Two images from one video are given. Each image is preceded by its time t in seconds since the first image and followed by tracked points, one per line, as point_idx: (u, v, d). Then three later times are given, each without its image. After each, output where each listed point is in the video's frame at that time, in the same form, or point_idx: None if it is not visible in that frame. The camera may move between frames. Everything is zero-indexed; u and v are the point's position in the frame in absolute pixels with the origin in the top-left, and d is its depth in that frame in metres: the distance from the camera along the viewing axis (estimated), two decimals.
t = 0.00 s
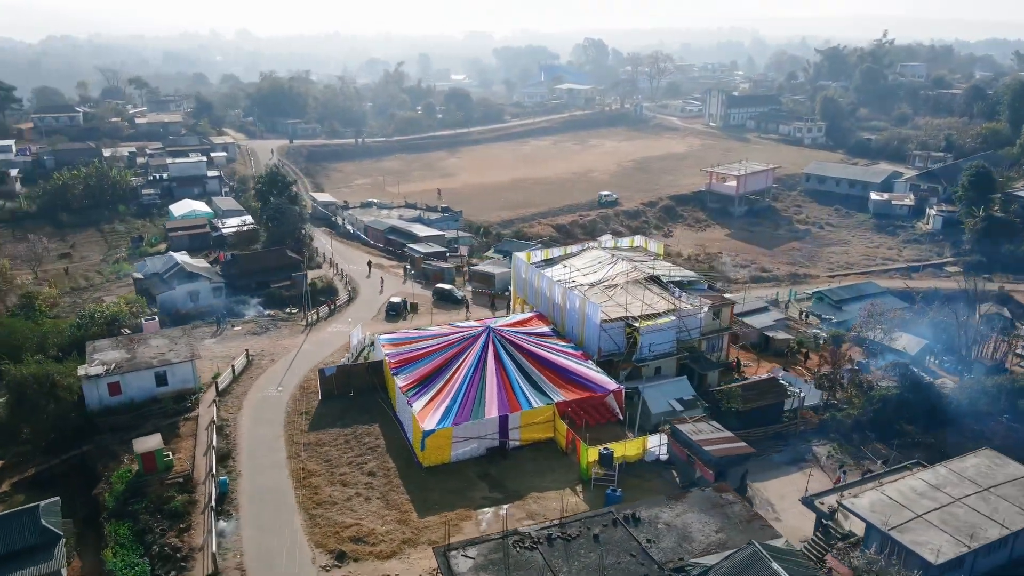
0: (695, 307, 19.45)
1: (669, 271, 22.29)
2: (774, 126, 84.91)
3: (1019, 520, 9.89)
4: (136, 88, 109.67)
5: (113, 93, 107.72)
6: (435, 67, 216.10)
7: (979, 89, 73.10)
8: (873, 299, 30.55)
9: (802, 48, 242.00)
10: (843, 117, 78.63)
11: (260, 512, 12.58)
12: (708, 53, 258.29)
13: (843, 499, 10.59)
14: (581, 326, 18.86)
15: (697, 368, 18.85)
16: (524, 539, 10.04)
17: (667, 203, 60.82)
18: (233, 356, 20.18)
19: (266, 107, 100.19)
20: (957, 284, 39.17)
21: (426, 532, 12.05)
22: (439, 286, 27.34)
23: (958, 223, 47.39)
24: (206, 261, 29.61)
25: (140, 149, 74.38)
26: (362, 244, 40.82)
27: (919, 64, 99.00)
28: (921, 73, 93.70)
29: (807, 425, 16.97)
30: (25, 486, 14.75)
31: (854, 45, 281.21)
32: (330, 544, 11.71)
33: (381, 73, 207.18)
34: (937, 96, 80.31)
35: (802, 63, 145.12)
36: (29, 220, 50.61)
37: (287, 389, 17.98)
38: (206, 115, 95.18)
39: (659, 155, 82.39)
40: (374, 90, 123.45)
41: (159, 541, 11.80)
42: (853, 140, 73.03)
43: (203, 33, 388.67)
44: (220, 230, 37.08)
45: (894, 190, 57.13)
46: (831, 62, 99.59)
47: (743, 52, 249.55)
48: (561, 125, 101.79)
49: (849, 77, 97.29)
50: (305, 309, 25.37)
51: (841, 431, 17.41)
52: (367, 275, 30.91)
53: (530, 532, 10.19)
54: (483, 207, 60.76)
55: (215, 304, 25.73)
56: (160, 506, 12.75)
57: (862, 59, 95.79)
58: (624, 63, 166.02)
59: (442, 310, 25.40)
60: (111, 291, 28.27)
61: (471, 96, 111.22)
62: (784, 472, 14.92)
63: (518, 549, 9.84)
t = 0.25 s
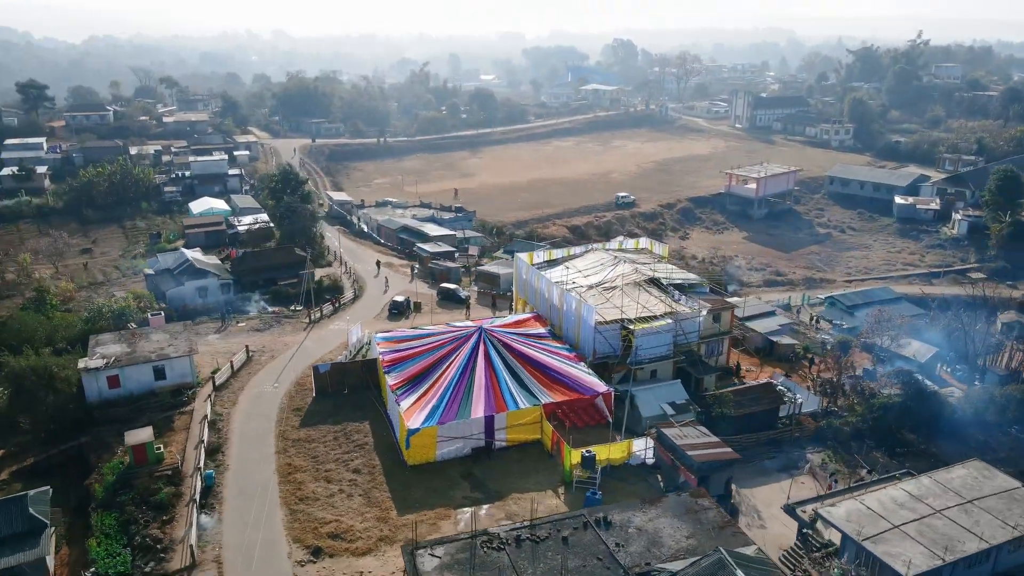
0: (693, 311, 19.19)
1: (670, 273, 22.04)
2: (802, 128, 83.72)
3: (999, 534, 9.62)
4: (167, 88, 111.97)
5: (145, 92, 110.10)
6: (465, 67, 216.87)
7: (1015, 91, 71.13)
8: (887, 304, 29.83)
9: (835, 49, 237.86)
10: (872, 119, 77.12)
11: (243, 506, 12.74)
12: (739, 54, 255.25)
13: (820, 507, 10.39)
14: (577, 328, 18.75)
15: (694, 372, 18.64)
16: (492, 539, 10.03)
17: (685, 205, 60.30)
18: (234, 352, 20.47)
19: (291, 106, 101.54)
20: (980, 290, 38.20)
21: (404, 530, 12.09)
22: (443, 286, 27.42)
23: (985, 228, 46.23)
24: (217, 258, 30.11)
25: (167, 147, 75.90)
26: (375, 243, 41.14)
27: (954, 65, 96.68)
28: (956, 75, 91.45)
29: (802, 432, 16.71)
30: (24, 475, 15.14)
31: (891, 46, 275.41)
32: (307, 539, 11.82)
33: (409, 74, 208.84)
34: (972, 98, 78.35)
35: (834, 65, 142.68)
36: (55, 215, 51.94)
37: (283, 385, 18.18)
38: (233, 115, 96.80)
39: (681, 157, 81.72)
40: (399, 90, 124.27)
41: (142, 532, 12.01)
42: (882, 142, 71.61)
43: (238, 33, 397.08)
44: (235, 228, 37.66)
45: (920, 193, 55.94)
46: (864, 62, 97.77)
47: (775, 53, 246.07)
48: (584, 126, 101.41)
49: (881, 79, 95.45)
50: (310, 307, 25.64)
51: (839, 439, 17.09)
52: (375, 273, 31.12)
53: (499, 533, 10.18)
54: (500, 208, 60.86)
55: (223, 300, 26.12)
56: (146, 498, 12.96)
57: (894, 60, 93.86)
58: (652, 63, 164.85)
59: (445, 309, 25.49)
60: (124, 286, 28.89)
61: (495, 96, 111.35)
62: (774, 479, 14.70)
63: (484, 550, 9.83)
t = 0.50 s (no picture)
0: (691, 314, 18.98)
1: (672, 275, 21.84)
2: (828, 130, 82.47)
3: (980, 547, 9.39)
4: (194, 87, 113.84)
5: (172, 92, 112.15)
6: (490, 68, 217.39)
7: None
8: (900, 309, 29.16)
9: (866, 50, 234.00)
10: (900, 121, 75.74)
11: (229, 501, 12.90)
12: (767, 55, 252.35)
13: (798, 514, 10.23)
14: (574, 330, 18.65)
15: (691, 377, 18.51)
16: (465, 539, 10.03)
17: (701, 206, 59.80)
18: (235, 348, 20.77)
19: (314, 106, 102.62)
20: (1002, 297, 37.34)
21: (385, 528, 12.16)
22: (448, 285, 27.50)
23: (1009, 234, 45.16)
24: (227, 256, 30.55)
25: (191, 146, 77.20)
26: (387, 242, 41.40)
27: (988, 67, 94.50)
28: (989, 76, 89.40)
29: (798, 438, 16.47)
30: (24, 465, 15.49)
31: (923, 46, 270.32)
32: (289, 535, 11.95)
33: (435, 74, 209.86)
34: (1005, 101, 76.63)
35: (864, 66, 140.31)
36: (79, 211, 53.09)
37: (280, 382, 18.38)
38: (257, 114, 98.14)
39: (701, 159, 81.03)
40: (423, 90, 124.94)
41: (129, 523, 12.23)
42: (909, 145, 70.30)
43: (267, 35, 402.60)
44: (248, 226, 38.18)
45: (944, 198, 54.84)
46: (895, 64, 95.97)
47: (805, 54, 242.65)
48: (605, 127, 101.00)
49: (911, 81, 93.68)
50: (315, 304, 25.89)
51: (836, 446, 16.81)
52: (382, 272, 31.32)
53: (472, 532, 10.17)
54: (517, 208, 60.91)
55: (230, 297, 26.51)
56: (135, 490, 13.19)
57: (925, 61, 92.04)
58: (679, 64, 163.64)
59: (448, 309, 25.58)
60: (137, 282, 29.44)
61: (517, 97, 111.41)
62: (765, 486, 14.52)
63: (456, 549, 9.83)
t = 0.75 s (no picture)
0: (690, 316, 18.72)
1: (674, 278, 21.61)
2: (857, 132, 80.89)
3: (956, 561, 9.15)
4: (223, 87, 115.80)
5: (202, 92, 114.31)
6: (519, 68, 217.59)
7: None
8: (916, 315, 28.35)
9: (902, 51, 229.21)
10: (932, 123, 74.06)
11: (214, 495, 13.10)
12: (800, 56, 248.51)
13: (771, 523, 10.08)
14: (570, 331, 18.54)
15: (687, 381, 18.28)
16: (434, 539, 10.06)
17: (721, 209, 59.18)
18: (237, 345, 21.09)
19: (339, 106, 103.72)
20: None
21: (364, 525, 12.25)
22: (454, 285, 27.58)
23: None
24: (239, 253, 31.05)
25: (217, 144, 78.59)
26: (400, 242, 41.68)
27: None
28: None
29: (792, 446, 16.19)
30: (25, 454, 15.89)
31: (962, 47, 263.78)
32: (269, 529, 12.10)
33: (462, 74, 210.76)
34: None
35: (899, 68, 137.28)
36: (105, 207, 54.40)
37: (277, 378, 18.62)
38: (283, 113, 99.55)
39: (724, 161, 80.15)
40: (448, 91, 125.52)
41: (116, 514, 12.50)
42: (940, 148, 68.67)
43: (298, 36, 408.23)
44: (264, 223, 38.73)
45: (973, 202, 53.47)
46: (930, 65, 93.70)
47: (839, 54, 238.26)
48: (629, 129, 100.40)
49: (946, 82, 91.51)
50: (320, 302, 26.20)
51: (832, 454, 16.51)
52: (391, 271, 31.53)
53: (442, 532, 10.20)
54: (535, 208, 60.89)
55: (239, 294, 26.98)
56: (126, 481, 13.47)
57: (962, 62, 89.82)
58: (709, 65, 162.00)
59: (453, 308, 25.66)
60: (151, 277, 30.09)
61: (541, 98, 111.31)
62: (754, 493, 14.31)
63: (424, 548, 9.87)
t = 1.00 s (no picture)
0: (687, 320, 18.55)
1: (675, 281, 21.40)
2: (884, 134, 79.40)
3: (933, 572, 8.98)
4: (248, 86, 117.44)
5: (228, 91, 116.13)
6: (545, 67, 217.27)
7: None
8: (931, 320, 27.55)
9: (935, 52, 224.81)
10: (960, 125, 72.53)
11: (202, 490, 13.28)
12: (829, 56, 244.90)
13: (747, 529, 9.98)
14: (566, 333, 18.47)
15: (683, 384, 18.10)
16: (408, 537, 10.10)
17: (738, 211, 58.59)
18: (240, 341, 21.37)
19: (360, 106, 104.59)
20: None
21: (346, 522, 12.34)
22: (458, 285, 27.64)
23: None
24: (250, 250, 31.49)
25: (239, 143, 79.67)
26: (412, 241, 41.89)
27: None
28: None
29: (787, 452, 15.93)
30: (26, 445, 16.22)
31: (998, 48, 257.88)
32: (253, 524, 12.24)
33: (487, 74, 211.39)
34: None
35: (931, 68, 134.44)
36: (126, 204, 55.49)
37: (276, 374, 18.83)
38: (305, 113, 100.64)
39: (745, 162, 79.32)
40: (470, 91, 125.90)
41: (106, 505, 12.74)
42: (968, 150, 67.25)
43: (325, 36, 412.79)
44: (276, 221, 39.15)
45: (999, 207, 52.26)
46: (962, 65, 91.59)
47: (870, 55, 234.10)
48: (649, 130, 99.75)
49: (977, 83, 89.54)
50: (326, 300, 26.45)
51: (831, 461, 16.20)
52: (397, 270, 31.63)
53: (417, 531, 10.26)
54: (550, 209, 60.81)
55: (247, 291, 27.37)
56: (118, 473, 13.73)
57: (994, 63, 87.80)
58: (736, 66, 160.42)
59: (456, 307, 25.71)
60: (163, 274, 30.64)
61: (563, 98, 111.09)
62: (744, 499, 14.12)
63: (397, 546, 9.93)
